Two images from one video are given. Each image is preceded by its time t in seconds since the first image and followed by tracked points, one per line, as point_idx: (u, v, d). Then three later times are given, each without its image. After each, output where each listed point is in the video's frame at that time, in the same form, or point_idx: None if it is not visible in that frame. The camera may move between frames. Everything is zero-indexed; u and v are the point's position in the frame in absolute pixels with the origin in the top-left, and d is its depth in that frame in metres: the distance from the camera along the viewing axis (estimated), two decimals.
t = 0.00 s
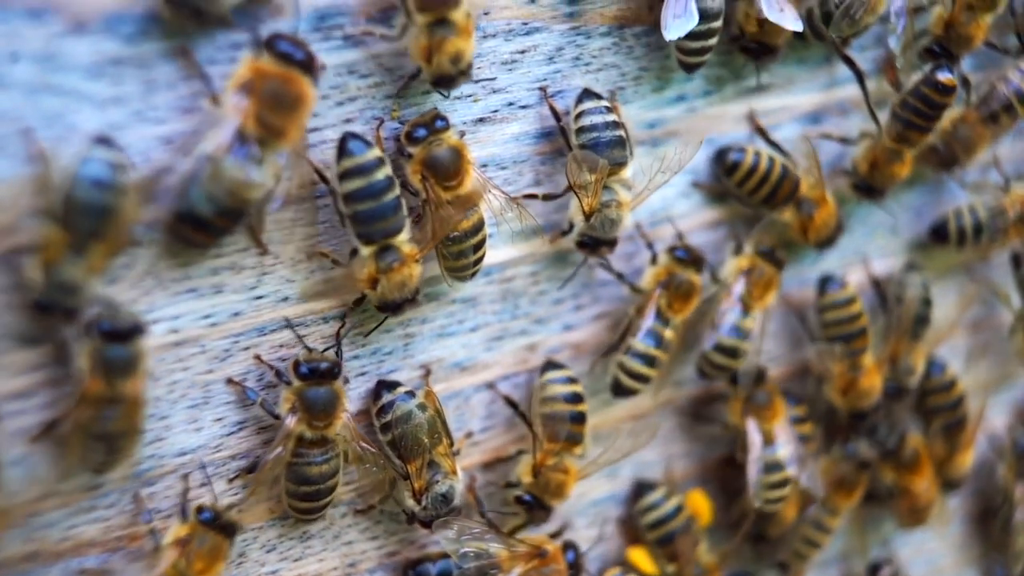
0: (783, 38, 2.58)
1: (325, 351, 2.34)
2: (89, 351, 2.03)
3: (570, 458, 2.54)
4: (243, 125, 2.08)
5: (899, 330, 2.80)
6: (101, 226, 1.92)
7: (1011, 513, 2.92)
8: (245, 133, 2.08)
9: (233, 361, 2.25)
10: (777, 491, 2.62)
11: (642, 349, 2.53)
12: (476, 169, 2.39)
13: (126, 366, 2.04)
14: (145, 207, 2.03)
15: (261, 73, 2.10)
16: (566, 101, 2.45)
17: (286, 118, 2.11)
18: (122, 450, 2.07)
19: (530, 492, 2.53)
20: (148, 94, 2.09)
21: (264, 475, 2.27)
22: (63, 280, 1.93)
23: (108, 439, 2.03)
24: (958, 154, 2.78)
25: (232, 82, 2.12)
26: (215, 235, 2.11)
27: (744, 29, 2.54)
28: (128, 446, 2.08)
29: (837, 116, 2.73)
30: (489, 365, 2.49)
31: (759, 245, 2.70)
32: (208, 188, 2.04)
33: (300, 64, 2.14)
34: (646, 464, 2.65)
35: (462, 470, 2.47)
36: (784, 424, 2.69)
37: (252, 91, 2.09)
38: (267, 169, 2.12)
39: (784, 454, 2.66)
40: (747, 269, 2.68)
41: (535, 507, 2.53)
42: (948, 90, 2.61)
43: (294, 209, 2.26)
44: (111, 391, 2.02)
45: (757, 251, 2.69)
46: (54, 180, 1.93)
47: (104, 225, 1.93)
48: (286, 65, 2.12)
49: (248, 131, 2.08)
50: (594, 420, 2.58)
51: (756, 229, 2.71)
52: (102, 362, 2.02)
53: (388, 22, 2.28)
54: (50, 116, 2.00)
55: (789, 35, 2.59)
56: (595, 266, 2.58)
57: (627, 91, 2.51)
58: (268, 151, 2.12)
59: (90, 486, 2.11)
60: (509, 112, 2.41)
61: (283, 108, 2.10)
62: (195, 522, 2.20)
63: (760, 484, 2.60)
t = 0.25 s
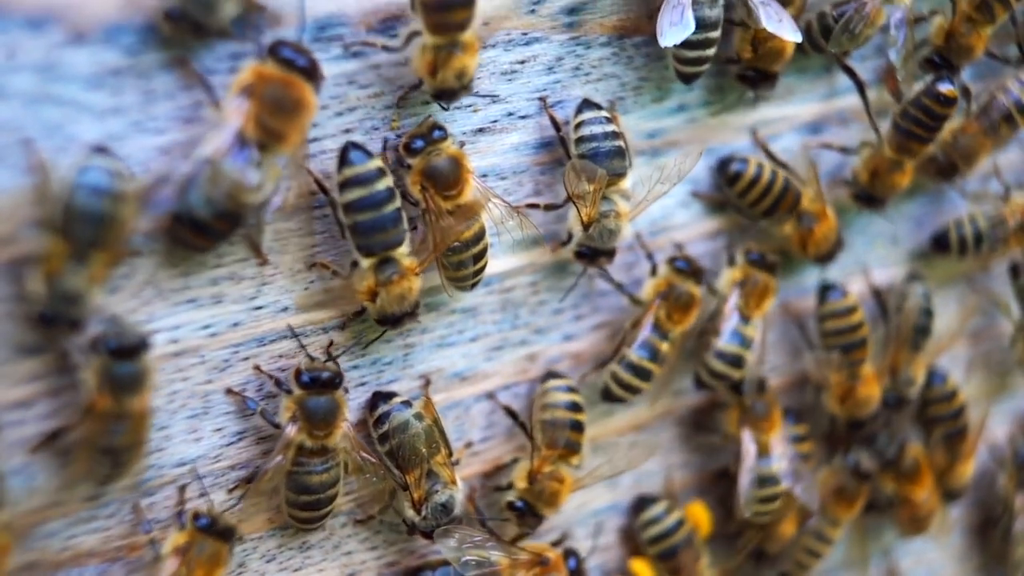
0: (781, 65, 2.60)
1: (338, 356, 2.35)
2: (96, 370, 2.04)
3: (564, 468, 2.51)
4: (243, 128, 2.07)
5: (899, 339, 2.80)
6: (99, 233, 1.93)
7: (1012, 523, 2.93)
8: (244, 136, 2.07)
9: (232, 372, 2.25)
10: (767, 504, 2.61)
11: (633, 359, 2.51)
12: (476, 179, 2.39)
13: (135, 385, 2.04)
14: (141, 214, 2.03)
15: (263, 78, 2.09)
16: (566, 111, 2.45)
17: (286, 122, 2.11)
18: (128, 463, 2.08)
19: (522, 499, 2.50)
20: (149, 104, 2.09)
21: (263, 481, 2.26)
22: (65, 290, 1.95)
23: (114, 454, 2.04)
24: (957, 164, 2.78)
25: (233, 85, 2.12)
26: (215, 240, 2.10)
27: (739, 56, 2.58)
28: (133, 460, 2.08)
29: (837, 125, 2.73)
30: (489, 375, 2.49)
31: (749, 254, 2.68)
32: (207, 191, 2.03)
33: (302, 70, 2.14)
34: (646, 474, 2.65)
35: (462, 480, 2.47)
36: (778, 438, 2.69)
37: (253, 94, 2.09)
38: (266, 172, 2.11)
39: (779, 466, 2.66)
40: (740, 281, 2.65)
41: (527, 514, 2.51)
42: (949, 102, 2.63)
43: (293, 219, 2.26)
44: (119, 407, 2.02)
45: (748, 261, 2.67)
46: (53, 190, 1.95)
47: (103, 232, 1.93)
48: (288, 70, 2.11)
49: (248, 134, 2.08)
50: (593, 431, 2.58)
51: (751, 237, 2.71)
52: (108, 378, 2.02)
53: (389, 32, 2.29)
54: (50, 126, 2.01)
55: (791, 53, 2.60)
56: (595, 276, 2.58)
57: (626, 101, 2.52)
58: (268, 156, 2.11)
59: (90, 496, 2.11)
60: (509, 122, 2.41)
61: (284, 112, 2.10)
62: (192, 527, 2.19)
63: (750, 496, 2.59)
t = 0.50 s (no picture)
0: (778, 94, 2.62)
1: (336, 364, 2.35)
2: (102, 381, 2.05)
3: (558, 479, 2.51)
4: (240, 141, 2.06)
5: (899, 346, 2.78)
6: (98, 247, 1.94)
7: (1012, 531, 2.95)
8: (242, 148, 2.06)
9: (232, 382, 2.25)
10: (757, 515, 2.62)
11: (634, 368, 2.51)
12: (475, 190, 2.39)
13: (140, 396, 2.05)
14: (140, 226, 2.05)
15: (256, 89, 2.08)
16: (566, 121, 2.46)
17: (282, 132, 2.09)
18: (127, 476, 2.08)
19: (513, 504, 2.48)
20: (148, 114, 2.09)
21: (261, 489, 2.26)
22: (67, 305, 1.95)
23: (115, 465, 2.04)
24: (957, 173, 2.78)
25: (227, 99, 2.11)
26: (219, 252, 2.11)
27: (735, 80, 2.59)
28: (136, 471, 2.10)
29: (837, 134, 2.74)
30: (488, 385, 2.48)
31: (744, 263, 2.67)
32: (207, 204, 2.03)
33: (296, 79, 2.12)
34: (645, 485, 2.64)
35: (461, 491, 2.47)
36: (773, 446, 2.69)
37: (248, 105, 2.08)
38: (265, 183, 2.09)
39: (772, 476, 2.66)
40: (734, 291, 2.65)
41: (518, 521, 2.48)
42: (948, 111, 2.61)
43: (292, 229, 2.26)
44: (124, 418, 2.03)
45: (743, 270, 2.66)
46: (51, 201, 1.94)
47: (102, 245, 1.94)
48: (279, 80, 2.10)
49: (245, 145, 2.06)
50: (593, 440, 2.57)
51: (753, 246, 2.69)
52: (115, 390, 2.03)
53: (388, 42, 2.29)
54: (49, 137, 2.00)
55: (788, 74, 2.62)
56: (595, 285, 2.58)
57: (626, 111, 2.52)
58: (266, 166, 2.09)
59: (90, 507, 2.10)
60: (508, 132, 2.41)
61: (279, 122, 2.08)
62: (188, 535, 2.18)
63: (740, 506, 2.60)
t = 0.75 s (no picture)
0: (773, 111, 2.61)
1: (336, 372, 2.35)
2: (109, 385, 2.05)
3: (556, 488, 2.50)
4: (242, 145, 2.06)
5: (898, 357, 2.77)
6: (98, 261, 1.93)
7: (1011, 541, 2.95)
8: (243, 152, 2.06)
9: (231, 392, 2.24)
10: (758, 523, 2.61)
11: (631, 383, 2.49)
12: (473, 199, 2.38)
13: (147, 402, 2.05)
14: (137, 236, 2.02)
15: (260, 93, 2.09)
16: (565, 131, 2.46)
17: (284, 137, 2.10)
18: (128, 483, 2.07)
19: (509, 514, 2.47)
20: (147, 125, 2.09)
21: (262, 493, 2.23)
22: (67, 319, 1.95)
23: (117, 471, 2.03)
24: (957, 183, 2.77)
25: (229, 102, 2.11)
26: (219, 256, 2.09)
27: (733, 103, 2.59)
28: (137, 477, 2.09)
29: (836, 144, 2.74)
30: (488, 395, 2.48)
31: (743, 273, 2.66)
32: (207, 208, 2.03)
33: (300, 84, 2.13)
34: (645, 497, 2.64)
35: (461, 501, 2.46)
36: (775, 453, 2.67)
37: (251, 109, 2.08)
38: (265, 188, 2.09)
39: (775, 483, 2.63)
40: (736, 302, 2.65)
41: (513, 529, 2.47)
42: (946, 122, 2.61)
43: (291, 240, 2.25)
44: (129, 423, 2.03)
45: (743, 280, 2.65)
46: (49, 213, 1.93)
47: (101, 259, 1.93)
48: (285, 85, 2.11)
49: (246, 150, 2.06)
50: (593, 449, 2.57)
51: (769, 266, 2.70)
52: (121, 393, 2.03)
53: (388, 53, 2.30)
54: (48, 147, 2.00)
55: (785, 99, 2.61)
56: (594, 295, 2.58)
57: (625, 121, 2.52)
58: (267, 171, 2.09)
59: (89, 517, 2.10)
60: (508, 142, 2.41)
61: (281, 127, 2.09)
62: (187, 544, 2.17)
63: (742, 512, 2.59)
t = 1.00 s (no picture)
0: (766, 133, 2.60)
1: (334, 378, 2.35)
2: (118, 379, 2.05)
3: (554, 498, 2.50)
4: (234, 162, 2.07)
5: (897, 367, 2.77)
6: (99, 269, 1.92)
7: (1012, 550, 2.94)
8: (235, 169, 2.07)
9: (229, 403, 2.24)
10: (751, 530, 2.60)
11: (638, 396, 2.49)
12: (472, 209, 2.38)
13: (154, 398, 2.05)
14: (145, 247, 2.03)
15: (252, 108, 2.09)
16: (564, 141, 2.46)
17: (275, 152, 2.09)
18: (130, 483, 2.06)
19: (509, 522, 2.47)
20: (146, 135, 2.09)
21: (260, 502, 2.23)
22: (69, 326, 1.94)
23: (122, 471, 2.02)
24: (956, 193, 2.78)
25: (224, 117, 2.12)
26: (219, 272, 2.10)
27: (722, 121, 2.59)
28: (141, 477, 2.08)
29: (835, 154, 2.74)
30: (487, 405, 2.48)
31: (742, 285, 2.65)
32: (202, 225, 2.04)
33: (293, 98, 2.12)
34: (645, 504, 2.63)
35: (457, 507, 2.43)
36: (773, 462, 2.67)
37: (242, 126, 2.08)
38: (259, 204, 2.10)
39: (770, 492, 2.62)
40: (733, 314, 2.64)
41: (513, 538, 2.46)
42: (949, 136, 2.62)
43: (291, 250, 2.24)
44: (136, 420, 2.03)
45: (742, 292, 2.64)
46: (49, 223, 1.92)
47: (102, 267, 1.92)
48: (275, 99, 2.11)
49: (238, 166, 2.07)
50: (593, 459, 2.57)
51: (773, 281, 2.72)
52: (130, 391, 2.03)
53: (387, 62, 2.29)
54: (48, 157, 2.00)
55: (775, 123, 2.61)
56: (593, 305, 2.58)
57: (625, 131, 2.53)
58: (260, 186, 2.09)
59: (88, 527, 2.10)
60: (507, 152, 2.41)
61: (273, 142, 2.08)
62: (186, 552, 2.17)
63: (739, 522, 2.59)
